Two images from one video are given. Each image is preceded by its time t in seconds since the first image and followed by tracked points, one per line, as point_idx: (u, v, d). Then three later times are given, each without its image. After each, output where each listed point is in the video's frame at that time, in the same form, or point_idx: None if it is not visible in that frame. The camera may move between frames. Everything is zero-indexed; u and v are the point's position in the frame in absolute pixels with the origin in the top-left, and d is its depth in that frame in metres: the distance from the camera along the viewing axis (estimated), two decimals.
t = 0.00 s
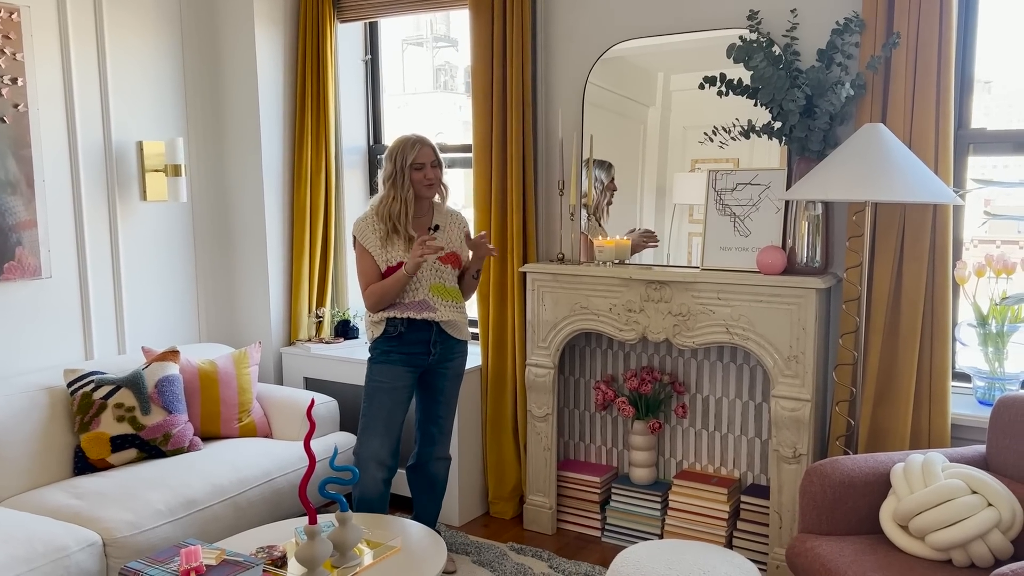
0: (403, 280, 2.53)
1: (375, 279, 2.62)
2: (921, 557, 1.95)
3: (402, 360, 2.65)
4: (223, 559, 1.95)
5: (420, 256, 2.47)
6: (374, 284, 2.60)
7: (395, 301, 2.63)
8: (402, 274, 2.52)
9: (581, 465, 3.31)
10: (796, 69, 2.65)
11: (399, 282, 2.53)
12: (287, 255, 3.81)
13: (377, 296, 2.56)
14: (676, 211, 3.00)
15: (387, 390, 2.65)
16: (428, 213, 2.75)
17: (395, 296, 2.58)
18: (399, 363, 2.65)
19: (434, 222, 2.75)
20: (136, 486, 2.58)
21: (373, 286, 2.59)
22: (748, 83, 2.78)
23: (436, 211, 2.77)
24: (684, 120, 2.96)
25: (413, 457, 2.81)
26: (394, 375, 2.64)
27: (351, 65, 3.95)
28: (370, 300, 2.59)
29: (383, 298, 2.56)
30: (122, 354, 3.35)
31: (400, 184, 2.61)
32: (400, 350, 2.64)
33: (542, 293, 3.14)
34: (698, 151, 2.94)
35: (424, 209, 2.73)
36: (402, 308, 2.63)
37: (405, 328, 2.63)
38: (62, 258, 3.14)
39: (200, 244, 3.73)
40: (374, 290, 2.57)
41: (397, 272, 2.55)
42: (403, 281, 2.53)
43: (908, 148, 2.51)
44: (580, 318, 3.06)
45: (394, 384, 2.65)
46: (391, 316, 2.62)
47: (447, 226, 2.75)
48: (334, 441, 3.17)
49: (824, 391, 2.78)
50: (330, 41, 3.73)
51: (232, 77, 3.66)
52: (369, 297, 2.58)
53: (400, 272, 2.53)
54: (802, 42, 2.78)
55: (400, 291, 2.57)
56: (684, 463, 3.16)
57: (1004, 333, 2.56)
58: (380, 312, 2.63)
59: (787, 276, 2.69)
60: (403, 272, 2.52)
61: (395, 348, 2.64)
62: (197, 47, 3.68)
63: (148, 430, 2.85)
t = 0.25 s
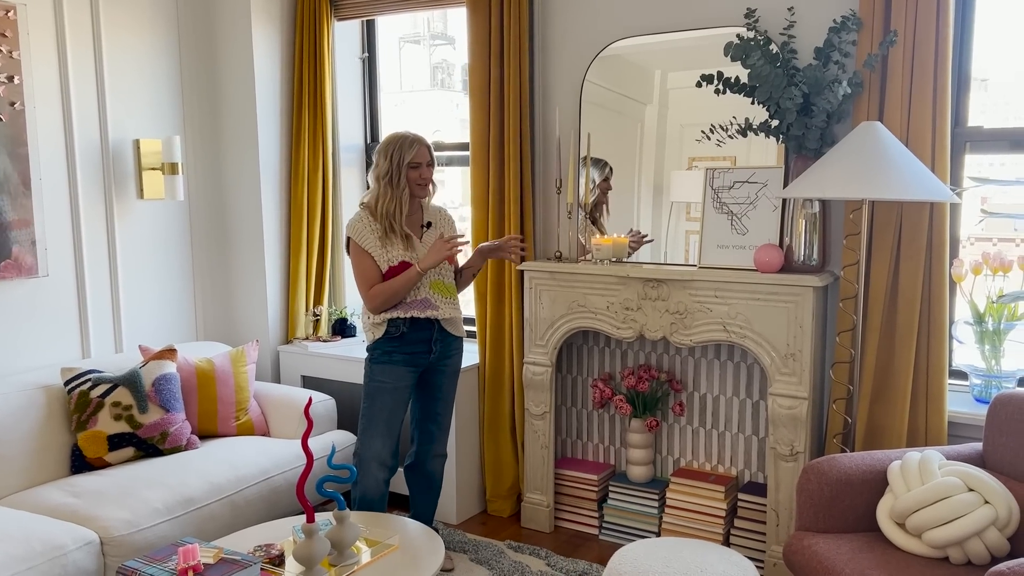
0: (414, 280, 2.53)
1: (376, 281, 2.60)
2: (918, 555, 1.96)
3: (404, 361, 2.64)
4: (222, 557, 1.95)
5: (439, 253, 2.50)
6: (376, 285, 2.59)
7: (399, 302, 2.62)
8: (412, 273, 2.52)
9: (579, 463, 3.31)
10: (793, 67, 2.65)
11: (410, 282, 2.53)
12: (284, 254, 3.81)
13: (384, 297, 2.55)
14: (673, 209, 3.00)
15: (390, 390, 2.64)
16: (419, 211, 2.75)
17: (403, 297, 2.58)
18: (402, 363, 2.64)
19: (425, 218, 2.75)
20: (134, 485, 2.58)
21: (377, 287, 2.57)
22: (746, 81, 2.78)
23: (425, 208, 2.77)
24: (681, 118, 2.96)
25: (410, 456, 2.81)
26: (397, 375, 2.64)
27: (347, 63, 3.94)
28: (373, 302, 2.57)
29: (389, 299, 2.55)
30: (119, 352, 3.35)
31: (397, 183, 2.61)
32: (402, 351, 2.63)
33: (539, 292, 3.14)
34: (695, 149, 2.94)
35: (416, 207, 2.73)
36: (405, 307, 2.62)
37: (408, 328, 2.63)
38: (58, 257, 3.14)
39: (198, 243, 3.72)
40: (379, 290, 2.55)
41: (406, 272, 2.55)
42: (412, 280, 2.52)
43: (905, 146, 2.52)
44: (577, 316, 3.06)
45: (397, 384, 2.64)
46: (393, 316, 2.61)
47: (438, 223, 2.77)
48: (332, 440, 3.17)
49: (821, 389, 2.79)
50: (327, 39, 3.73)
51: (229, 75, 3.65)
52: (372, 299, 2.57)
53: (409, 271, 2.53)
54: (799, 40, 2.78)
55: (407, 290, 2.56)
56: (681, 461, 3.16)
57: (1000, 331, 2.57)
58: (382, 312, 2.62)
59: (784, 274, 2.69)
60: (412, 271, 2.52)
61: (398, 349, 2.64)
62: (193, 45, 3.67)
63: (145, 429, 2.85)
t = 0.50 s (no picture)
0: (406, 276, 2.51)
1: (373, 278, 2.59)
2: (916, 554, 1.96)
3: (402, 360, 2.64)
4: (219, 557, 1.95)
5: (429, 248, 2.46)
6: (373, 281, 2.58)
7: (395, 300, 2.61)
8: (404, 269, 2.50)
9: (577, 461, 3.31)
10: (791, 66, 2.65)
11: (404, 278, 2.51)
12: (282, 253, 3.80)
13: (380, 294, 2.54)
14: (671, 208, 3.00)
15: (387, 389, 2.63)
16: (418, 210, 2.75)
17: (397, 294, 2.57)
18: (399, 362, 2.64)
19: (423, 218, 2.75)
20: (131, 484, 2.58)
21: (373, 284, 2.56)
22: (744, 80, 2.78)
23: (423, 208, 2.77)
24: (679, 117, 2.96)
25: (408, 456, 2.81)
26: (394, 375, 2.64)
27: (345, 62, 3.94)
28: (370, 299, 2.56)
29: (386, 296, 2.55)
30: (116, 351, 3.35)
31: (387, 182, 2.61)
32: (399, 350, 2.63)
33: (537, 291, 3.14)
34: (693, 148, 2.94)
35: (413, 207, 2.74)
36: (402, 306, 2.62)
37: (405, 327, 2.63)
38: (56, 256, 3.13)
39: (195, 242, 3.72)
40: (375, 287, 2.54)
41: (399, 268, 2.53)
42: (405, 276, 2.51)
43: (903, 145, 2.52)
44: (575, 315, 3.06)
45: (394, 384, 2.64)
46: (390, 315, 2.61)
47: (436, 223, 2.77)
48: (330, 439, 3.17)
49: (819, 388, 2.79)
50: (325, 38, 3.72)
51: (227, 74, 3.65)
52: (369, 296, 2.56)
53: (403, 267, 2.51)
54: (797, 39, 2.78)
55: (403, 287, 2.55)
56: (679, 459, 3.16)
57: (997, 329, 2.57)
58: (379, 310, 2.61)
59: (782, 273, 2.69)
60: (405, 266, 2.50)
61: (395, 348, 2.63)
62: (190, 43, 3.66)
63: (142, 429, 2.84)
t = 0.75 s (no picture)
0: (397, 276, 2.51)
1: (365, 278, 2.60)
2: (910, 553, 1.96)
3: (393, 359, 2.64)
4: (214, 557, 1.94)
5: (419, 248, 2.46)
6: (364, 281, 2.58)
7: (387, 300, 2.61)
8: (393, 269, 2.50)
9: (572, 461, 3.32)
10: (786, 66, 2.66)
11: (393, 278, 2.51)
12: (277, 252, 3.80)
13: (370, 294, 2.54)
14: (667, 207, 3.00)
15: (377, 389, 2.63)
16: (414, 211, 2.74)
17: (388, 294, 2.56)
18: (390, 362, 2.64)
19: (419, 219, 2.74)
20: (127, 485, 2.57)
21: (364, 284, 2.56)
22: (740, 80, 2.78)
23: (420, 209, 2.77)
24: (675, 116, 2.96)
25: (402, 456, 2.81)
26: (385, 374, 2.64)
27: (341, 61, 3.93)
28: (361, 299, 2.56)
29: (377, 296, 2.54)
30: (112, 351, 3.34)
31: (381, 181, 2.61)
32: (390, 350, 2.63)
33: (533, 290, 3.14)
34: (689, 147, 2.94)
35: (408, 207, 2.73)
36: (393, 307, 2.62)
37: (395, 327, 2.63)
38: (51, 256, 3.13)
39: (191, 241, 3.71)
40: (366, 287, 2.54)
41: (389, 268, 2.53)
42: (395, 276, 2.50)
43: (898, 145, 2.52)
44: (571, 315, 3.06)
45: (384, 383, 2.64)
46: (381, 315, 2.61)
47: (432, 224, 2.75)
48: (325, 439, 3.16)
49: (814, 387, 2.80)
50: (321, 37, 3.72)
51: (222, 73, 3.64)
52: (360, 296, 2.56)
53: (392, 267, 2.51)
54: (793, 39, 2.78)
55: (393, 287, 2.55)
56: (675, 459, 3.16)
57: (992, 329, 2.58)
58: (370, 311, 2.61)
59: (777, 273, 2.69)
60: (394, 266, 2.50)
61: (385, 348, 2.64)
62: (186, 42, 3.65)
63: (137, 429, 2.84)
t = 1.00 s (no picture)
0: (385, 278, 2.52)
1: (359, 277, 2.60)
2: (906, 552, 1.96)
3: (388, 358, 2.65)
4: (210, 557, 1.94)
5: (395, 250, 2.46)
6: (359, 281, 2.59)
7: (381, 300, 2.62)
8: (381, 271, 2.51)
9: (570, 461, 3.32)
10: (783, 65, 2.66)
11: (382, 279, 2.52)
12: (275, 252, 3.80)
13: (362, 294, 2.54)
14: (664, 207, 3.00)
15: (372, 387, 2.64)
16: (410, 209, 2.72)
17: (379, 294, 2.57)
18: (385, 360, 2.65)
19: (416, 217, 2.72)
20: (123, 484, 2.57)
21: (356, 284, 2.57)
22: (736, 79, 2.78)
23: (416, 207, 2.74)
24: (672, 116, 2.96)
25: (399, 455, 2.81)
26: (380, 373, 2.64)
27: (339, 60, 3.93)
28: (355, 299, 2.56)
29: (369, 296, 2.55)
30: (109, 351, 3.34)
31: (379, 180, 2.61)
32: (385, 349, 2.64)
33: (530, 290, 3.14)
34: (687, 147, 2.94)
35: (405, 205, 2.72)
36: (387, 306, 2.63)
37: (391, 326, 2.64)
38: (48, 255, 3.13)
39: (188, 241, 3.71)
40: (358, 287, 2.55)
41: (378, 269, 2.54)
42: (384, 277, 2.51)
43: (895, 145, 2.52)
44: (568, 314, 3.06)
45: (379, 382, 2.64)
46: (376, 314, 2.62)
47: (429, 223, 2.73)
48: (322, 439, 3.16)
49: (812, 386, 2.80)
50: (318, 36, 3.72)
51: (220, 72, 3.64)
52: (354, 295, 2.56)
53: (381, 267, 2.51)
54: (790, 38, 2.78)
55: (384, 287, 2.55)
56: (672, 458, 3.17)
57: (988, 328, 2.58)
58: (365, 310, 2.62)
59: (774, 272, 2.70)
60: (382, 267, 2.50)
61: (381, 346, 2.64)
62: (183, 41, 3.65)
63: (135, 428, 2.84)
